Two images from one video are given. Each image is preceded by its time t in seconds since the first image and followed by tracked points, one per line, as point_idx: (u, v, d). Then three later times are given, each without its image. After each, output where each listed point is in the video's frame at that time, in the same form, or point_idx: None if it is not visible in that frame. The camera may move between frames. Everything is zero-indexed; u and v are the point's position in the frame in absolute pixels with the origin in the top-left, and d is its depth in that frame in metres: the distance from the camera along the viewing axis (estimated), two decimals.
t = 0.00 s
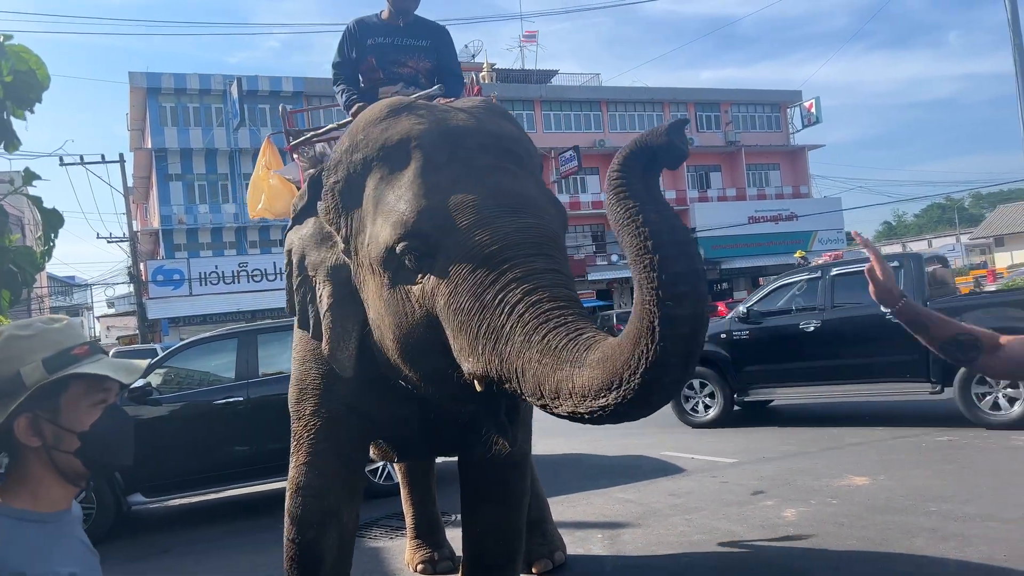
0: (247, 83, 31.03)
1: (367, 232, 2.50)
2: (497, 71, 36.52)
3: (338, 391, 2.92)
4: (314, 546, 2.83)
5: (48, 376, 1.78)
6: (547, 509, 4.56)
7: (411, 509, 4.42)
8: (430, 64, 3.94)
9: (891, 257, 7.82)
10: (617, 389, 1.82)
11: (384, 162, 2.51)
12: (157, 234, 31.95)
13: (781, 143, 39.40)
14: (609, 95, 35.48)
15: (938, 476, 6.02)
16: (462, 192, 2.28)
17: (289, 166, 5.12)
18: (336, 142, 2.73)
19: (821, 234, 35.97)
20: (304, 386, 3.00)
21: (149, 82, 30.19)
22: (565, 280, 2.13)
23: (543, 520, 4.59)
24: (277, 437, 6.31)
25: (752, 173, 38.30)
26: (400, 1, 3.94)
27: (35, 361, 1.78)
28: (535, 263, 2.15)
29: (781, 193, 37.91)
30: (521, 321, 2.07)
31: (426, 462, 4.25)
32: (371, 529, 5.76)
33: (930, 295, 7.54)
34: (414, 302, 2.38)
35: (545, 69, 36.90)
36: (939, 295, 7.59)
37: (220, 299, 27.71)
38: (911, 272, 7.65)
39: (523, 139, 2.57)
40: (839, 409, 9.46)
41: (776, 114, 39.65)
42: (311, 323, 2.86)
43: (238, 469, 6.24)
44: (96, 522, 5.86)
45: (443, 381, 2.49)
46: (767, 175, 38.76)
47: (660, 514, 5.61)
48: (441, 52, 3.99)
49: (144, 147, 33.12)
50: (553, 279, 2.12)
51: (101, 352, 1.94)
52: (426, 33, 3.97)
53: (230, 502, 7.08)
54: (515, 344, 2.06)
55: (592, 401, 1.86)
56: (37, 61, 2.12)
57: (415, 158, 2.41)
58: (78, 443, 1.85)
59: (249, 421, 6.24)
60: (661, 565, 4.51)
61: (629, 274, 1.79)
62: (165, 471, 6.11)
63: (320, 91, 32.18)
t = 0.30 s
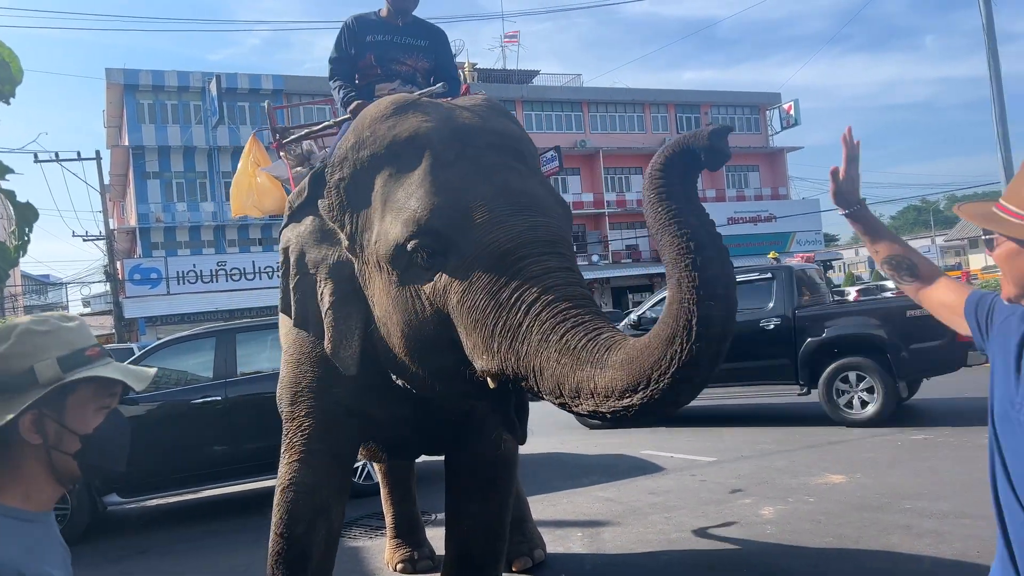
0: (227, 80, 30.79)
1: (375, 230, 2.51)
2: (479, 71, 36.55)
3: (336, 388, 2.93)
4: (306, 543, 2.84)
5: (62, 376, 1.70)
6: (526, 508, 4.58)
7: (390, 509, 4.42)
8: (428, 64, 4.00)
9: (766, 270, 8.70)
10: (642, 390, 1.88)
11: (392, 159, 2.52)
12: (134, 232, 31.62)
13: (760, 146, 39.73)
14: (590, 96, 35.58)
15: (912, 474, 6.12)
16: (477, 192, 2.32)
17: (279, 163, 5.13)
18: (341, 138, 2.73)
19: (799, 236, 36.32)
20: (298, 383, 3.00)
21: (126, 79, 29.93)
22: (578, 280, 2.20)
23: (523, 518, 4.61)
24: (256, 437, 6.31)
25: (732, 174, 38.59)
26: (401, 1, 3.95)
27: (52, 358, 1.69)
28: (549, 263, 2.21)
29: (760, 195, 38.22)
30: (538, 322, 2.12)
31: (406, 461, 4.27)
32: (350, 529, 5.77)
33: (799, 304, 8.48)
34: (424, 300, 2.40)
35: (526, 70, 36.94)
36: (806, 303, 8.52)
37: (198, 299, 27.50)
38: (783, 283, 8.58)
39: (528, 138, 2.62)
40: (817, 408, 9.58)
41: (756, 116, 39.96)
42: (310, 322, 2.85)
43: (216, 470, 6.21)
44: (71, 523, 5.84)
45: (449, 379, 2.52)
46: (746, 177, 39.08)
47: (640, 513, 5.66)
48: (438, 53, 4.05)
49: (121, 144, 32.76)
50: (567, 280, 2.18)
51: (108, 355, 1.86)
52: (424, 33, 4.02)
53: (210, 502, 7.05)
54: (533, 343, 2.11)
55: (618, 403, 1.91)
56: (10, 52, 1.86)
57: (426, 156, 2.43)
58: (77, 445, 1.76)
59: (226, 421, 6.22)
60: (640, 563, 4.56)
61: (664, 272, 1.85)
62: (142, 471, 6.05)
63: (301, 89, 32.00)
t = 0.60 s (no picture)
0: (203, 77, 30.49)
1: (375, 229, 2.50)
2: (458, 70, 36.48)
3: (324, 385, 2.91)
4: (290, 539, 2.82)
5: (58, 392, 1.71)
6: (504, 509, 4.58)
7: (367, 510, 4.39)
8: (418, 65, 4.01)
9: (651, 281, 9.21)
10: (664, 405, 1.98)
11: (394, 158, 2.51)
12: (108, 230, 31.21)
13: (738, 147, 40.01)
14: (569, 97, 35.64)
15: (886, 473, 6.19)
16: (486, 195, 2.34)
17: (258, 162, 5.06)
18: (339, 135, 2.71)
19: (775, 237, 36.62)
20: (283, 381, 2.96)
21: (99, 75, 29.55)
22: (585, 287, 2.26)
23: (501, 519, 4.60)
24: (232, 438, 6.26)
25: (710, 175, 38.84)
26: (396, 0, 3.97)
27: (52, 372, 1.71)
28: (557, 268, 2.26)
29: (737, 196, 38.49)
30: (547, 327, 2.16)
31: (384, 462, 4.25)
32: (327, 530, 5.73)
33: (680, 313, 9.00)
34: (426, 301, 2.40)
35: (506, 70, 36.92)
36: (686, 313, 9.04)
37: (173, 298, 27.20)
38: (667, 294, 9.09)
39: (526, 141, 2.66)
40: (793, 407, 9.67)
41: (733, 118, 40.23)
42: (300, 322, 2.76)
43: (191, 471, 6.14)
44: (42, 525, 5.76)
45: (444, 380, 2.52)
46: (724, 178, 39.36)
47: (617, 512, 5.68)
48: (429, 55, 4.08)
49: (95, 141, 32.32)
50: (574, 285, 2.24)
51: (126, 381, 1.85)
52: (416, 33, 4.03)
53: (185, 503, 6.98)
54: (544, 347, 2.16)
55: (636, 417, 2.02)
56: None
57: (430, 156, 2.43)
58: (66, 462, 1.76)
59: (202, 422, 6.15)
60: (616, 563, 4.57)
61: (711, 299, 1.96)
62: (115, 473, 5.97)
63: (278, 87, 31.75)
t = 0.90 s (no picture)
0: (179, 75, 30.19)
1: (366, 228, 2.49)
2: (437, 70, 36.42)
3: (310, 386, 2.87)
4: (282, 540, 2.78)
5: None
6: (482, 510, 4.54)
7: (344, 511, 4.35)
8: (405, 66, 4.01)
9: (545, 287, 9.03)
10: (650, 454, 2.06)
11: (386, 158, 2.50)
12: (81, 229, 30.82)
13: (716, 149, 40.31)
14: (548, 98, 35.70)
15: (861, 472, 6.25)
16: (483, 197, 2.34)
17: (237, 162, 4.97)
18: (328, 133, 2.70)
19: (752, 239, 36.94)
20: (269, 381, 2.92)
21: (73, 72, 29.20)
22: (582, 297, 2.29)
23: (479, 520, 4.59)
24: (206, 440, 6.15)
25: (688, 177, 39.10)
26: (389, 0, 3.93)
27: None
28: (554, 274, 2.27)
29: (715, 198, 38.77)
30: (548, 335, 2.18)
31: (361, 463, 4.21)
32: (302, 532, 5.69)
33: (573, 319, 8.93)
34: (417, 302, 2.39)
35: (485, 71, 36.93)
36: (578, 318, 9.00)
37: (148, 298, 26.93)
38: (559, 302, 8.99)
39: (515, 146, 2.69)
40: (770, 408, 9.75)
41: (711, 120, 40.49)
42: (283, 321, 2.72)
43: (163, 472, 6.04)
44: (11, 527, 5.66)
45: (432, 381, 2.51)
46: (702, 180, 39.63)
47: (594, 513, 5.69)
48: (416, 56, 4.07)
49: (68, 138, 31.90)
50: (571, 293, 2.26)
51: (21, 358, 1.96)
52: (404, 34, 4.02)
53: (159, 505, 6.91)
54: (542, 362, 2.16)
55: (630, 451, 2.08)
56: None
57: (424, 157, 2.43)
58: None
59: (176, 422, 6.07)
60: (594, 563, 4.57)
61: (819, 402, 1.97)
62: (87, 475, 5.88)
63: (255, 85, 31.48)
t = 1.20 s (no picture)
0: (157, 72, 29.91)
1: (354, 227, 2.48)
2: (419, 70, 36.35)
3: (303, 388, 2.84)
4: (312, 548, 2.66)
5: None
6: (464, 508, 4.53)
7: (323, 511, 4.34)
8: (389, 67, 4.00)
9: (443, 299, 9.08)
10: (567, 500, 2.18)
11: (373, 157, 2.51)
12: (57, 227, 30.45)
13: (695, 152, 40.55)
14: (530, 99, 35.74)
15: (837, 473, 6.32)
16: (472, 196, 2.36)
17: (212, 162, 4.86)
18: (314, 132, 2.69)
19: (732, 241, 37.20)
20: (262, 385, 2.88)
21: (49, 68, 28.87)
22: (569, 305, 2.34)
23: (459, 521, 4.57)
24: (184, 441, 6.09)
25: (668, 179, 39.30)
26: None
27: None
28: (542, 277, 2.30)
29: (695, 200, 39.00)
30: (544, 340, 2.19)
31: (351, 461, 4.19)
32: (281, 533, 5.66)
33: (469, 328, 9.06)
34: (405, 301, 2.38)
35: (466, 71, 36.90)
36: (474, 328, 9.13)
37: (125, 297, 26.69)
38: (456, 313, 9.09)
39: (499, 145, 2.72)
40: (749, 409, 9.82)
41: (691, 122, 40.71)
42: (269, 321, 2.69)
43: (140, 473, 5.96)
44: None
45: (424, 380, 2.50)
46: (682, 182, 39.82)
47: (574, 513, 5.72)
48: (399, 58, 4.07)
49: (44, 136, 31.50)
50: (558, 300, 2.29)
51: None
52: (389, 35, 4.02)
53: (136, 506, 6.85)
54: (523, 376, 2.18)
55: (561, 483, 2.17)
56: None
57: (412, 157, 2.44)
58: None
59: (153, 423, 6.00)
60: (574, 563, 4.58)
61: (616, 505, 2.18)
62: (62, 476, 5.84)
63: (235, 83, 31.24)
